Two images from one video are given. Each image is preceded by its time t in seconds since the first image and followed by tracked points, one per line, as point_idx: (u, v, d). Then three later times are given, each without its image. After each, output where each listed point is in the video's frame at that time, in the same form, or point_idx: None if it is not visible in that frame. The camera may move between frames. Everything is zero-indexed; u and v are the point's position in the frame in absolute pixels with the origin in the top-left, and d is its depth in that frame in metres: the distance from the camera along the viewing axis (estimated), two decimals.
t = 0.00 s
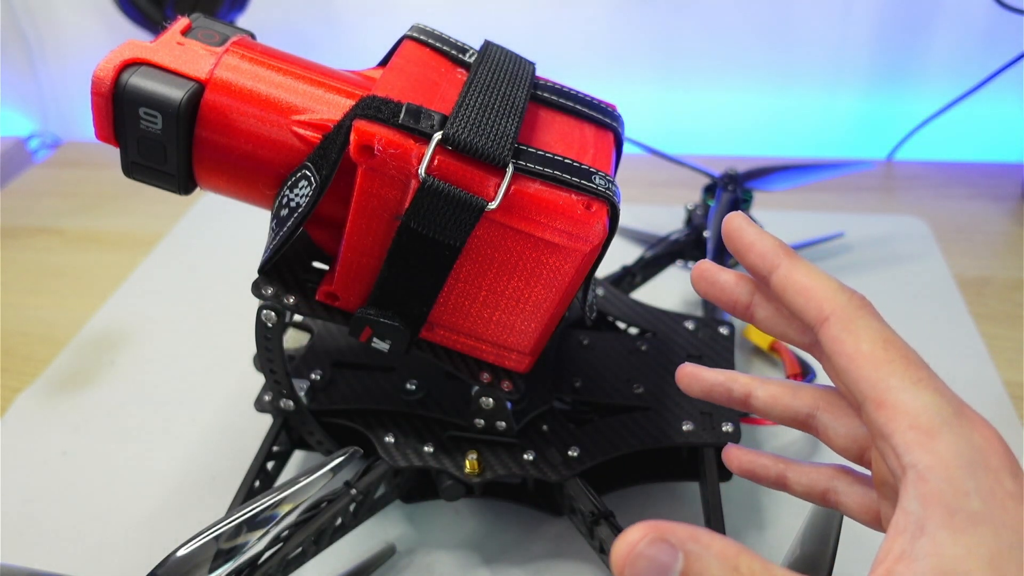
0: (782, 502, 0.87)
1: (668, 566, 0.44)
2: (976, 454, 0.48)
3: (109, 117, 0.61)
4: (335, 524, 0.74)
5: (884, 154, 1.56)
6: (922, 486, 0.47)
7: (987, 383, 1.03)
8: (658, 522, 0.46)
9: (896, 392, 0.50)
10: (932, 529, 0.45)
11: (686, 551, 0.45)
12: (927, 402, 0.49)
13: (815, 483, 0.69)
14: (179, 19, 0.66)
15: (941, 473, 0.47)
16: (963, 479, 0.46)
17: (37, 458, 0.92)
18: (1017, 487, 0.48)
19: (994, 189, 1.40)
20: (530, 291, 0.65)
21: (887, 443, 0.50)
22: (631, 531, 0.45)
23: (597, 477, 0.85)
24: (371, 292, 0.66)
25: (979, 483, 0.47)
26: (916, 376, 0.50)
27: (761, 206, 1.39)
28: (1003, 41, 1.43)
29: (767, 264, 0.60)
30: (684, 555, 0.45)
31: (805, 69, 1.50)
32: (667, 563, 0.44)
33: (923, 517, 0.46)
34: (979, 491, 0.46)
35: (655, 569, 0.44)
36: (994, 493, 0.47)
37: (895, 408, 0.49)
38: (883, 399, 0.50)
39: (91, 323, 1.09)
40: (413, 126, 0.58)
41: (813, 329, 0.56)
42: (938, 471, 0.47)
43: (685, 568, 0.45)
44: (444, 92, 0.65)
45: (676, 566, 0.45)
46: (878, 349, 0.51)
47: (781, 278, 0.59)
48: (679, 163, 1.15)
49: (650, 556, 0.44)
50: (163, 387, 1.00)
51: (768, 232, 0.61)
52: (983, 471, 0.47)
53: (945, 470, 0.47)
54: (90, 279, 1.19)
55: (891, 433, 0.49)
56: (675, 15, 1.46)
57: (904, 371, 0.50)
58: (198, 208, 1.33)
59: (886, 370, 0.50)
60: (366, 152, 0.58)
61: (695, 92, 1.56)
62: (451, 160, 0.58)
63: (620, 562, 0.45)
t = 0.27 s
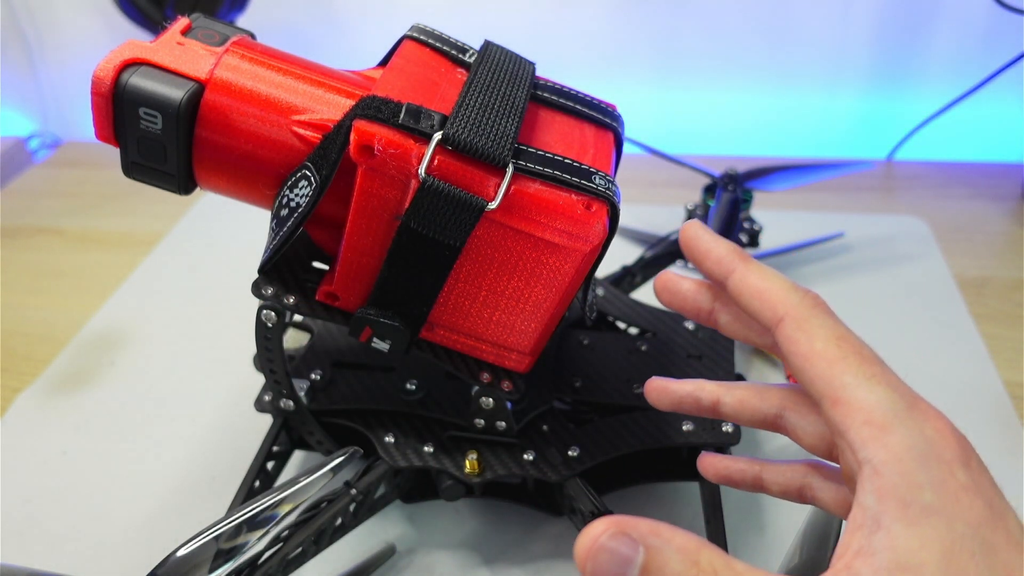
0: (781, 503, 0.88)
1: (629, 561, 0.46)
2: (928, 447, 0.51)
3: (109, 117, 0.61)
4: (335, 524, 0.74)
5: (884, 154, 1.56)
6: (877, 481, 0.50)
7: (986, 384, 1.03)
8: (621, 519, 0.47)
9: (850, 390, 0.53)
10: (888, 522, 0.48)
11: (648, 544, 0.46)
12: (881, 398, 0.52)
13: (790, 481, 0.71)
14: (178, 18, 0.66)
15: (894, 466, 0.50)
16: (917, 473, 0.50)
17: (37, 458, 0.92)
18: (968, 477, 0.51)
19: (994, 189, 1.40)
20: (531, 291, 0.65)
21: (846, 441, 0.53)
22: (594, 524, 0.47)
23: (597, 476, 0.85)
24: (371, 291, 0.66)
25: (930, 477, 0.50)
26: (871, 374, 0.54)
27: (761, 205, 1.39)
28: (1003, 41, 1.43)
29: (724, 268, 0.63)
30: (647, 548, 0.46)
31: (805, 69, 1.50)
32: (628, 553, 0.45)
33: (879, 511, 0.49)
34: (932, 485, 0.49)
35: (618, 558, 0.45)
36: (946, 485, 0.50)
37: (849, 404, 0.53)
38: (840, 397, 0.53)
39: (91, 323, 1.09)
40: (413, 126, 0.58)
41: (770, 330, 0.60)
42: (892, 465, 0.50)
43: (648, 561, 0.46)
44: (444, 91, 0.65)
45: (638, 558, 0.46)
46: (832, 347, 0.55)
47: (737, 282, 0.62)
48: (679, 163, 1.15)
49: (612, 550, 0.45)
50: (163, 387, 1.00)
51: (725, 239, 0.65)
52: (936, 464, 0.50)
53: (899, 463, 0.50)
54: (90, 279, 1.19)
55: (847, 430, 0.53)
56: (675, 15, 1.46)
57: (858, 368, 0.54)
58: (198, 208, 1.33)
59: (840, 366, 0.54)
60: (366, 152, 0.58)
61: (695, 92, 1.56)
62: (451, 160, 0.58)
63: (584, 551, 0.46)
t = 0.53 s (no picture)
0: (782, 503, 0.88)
1: None
2: (851, 478, 0.48)
3: (109, 117, 0.61)
4: (335, 524, 0.74)
5: (884, 155, 1.56)
6: (816, 526, 0.46)
7: (986, 384, 1.03)
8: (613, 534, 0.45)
9: (763, 436, 0.48)
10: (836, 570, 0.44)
11: None
12: (794, 434, 0.48)
13: (738, 498, 0.67)
14: (179, 18, 0.66)
15: (827, 505, 0.46)
16: (849, 508, 0.46)
17: (36, 458, 0.92)
18: (898, 504, 0.48)
19: (994, 189, 1.40)
20: (530, 291, 0.65)
21: (771, 488, 0.49)
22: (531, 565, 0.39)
23: (597, 477, 0.85)
24: (371, 291, 0.66)
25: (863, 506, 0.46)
26: (780, 411, 0.49)
27: (760, 205, 1.39)
28: (1003, 41, 1.43)
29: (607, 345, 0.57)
30: None
31: (805, 69, 1.50)
32: None
33: (825, 557, 0.45)
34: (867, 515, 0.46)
35: None
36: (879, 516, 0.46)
37: (767, 450, 0.48)
38: (754, 447, 0.49)
39: (90, 323, 1.09)
40: (413, 126, 0.58)
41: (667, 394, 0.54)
42: (825, 506, 0.46)
43: None
44: (444, 91, 0.65)
45: None
46: (733, 397, 0.50)
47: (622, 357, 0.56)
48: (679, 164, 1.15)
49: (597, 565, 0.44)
50: (162, 387, 1.00)
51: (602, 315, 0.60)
52: (865, 494, 0.47)
53: (831, 504, 0.46)
54: (89, 279, 1.19)
55: (771, 479, 0.48)
56: (675, 16, 1.46)
57: (763, 408, 0.49)
58: (198, 208, 1.33)
59: (747, 412, 0.49)
60: (367, 152, 0.58)
61: (695, 93, 1.56)
62: (451, 160, 0.58)
63: None
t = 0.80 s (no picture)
0: (781, 503, 0.88)
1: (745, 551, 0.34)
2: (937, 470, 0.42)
3: (109, 117, 0.61)
4: (335, 524, 0.74)
5: (884, 154, 1.56)
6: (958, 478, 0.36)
7: (986, 384, 1.03)
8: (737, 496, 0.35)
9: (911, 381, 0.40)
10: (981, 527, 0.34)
11: (776, 529, 0.34)
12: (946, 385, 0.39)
13: (789, 471, 0.59)
14: (179, 19, 0.66)
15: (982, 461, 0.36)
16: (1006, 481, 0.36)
17: (37, 458, 0.92)
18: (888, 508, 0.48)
19: (994, 189, 1.40)
20: (530, 291, 0.65)
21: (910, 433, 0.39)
22: (699, 501, 0.35)
23: (597, 477, 0.85)
24: (371, 291, 0.66)
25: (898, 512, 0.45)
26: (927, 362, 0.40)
27: (760, 205, 1.39)
28: (1003, 42, 1.43)
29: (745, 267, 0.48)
30: (771, 534, 0.34)
31: (805, 69, 1.50)
32: (749, 537, 0.34)
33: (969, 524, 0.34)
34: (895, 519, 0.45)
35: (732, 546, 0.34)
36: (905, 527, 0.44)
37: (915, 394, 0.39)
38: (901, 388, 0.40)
39: (90, 323, 1.09)
40: (413, 126, 0.58)
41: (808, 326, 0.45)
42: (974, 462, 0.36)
43: (774, 552, 0.34)
44: (444, 91, 0.65)
45: (762, 545, 0.34)
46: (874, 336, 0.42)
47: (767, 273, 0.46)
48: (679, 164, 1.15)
49: (724, 537, 0.34)
50: (162, 387, 1.00)
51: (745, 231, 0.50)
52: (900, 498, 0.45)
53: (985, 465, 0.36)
54: (90, 279, 1.19)
55: (913, 422, 0.39)
56: (675, 16, 1.46)
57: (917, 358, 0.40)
58: (198, 208, 1.33)
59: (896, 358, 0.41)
60: (367, 152, 0.58)
61: (695, 93, 1.56)
62: (451, 160, 0.58)
63: (689, 537, 0.35)
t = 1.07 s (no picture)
0: (781, 503, 0.88)
1: (832, 552, 0.42)
2: None
3: (109, 117, 0.61)
4: (335, 524, 0.74)
5: (884, 155, 1.56)
6: None
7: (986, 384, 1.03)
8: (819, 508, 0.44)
9: None
10: None
11: (854, 538, 0.43)
12: None
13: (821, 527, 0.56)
14: (179, 18, 0.66)
15: None
16: None
17: (37, 458, 0.92)
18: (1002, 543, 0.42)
19: (994, 189, 1.40)
20: (530, 291, 0.65)
21: None
22: (787, 510, 0.44)
23: (597, 477, 0.85)
24: (371, 292, 0.66)
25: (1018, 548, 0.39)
26: None
27: (761, 205, 1.39)
28: (1003, 42, 1.43)
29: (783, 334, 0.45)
30: (853, 542, 0.43)
31: (805, 69, 1.50)
32: (834, 543, 0.43)
33: None
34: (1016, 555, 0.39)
35: (821, 551, 0.42)
36: None
37: None
38: None
39: (91, 324, 1.09)
40: (413, 126, 0.58)
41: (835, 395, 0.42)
42: None
43: (852, 556, 0.43)
44: (444, 91, 0.65)
45: (844, 552, 0.43)
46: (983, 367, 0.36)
47: None
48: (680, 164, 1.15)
49: (811, 539, 0.42)
50: (163, 387, 1.00)
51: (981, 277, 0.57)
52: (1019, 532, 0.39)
53: None
54: (90, 279, 1.19)
55: None
56: (676, 16, 1.46)
57: None
58: (198, 208, 1.33)
59: None
60: (367, 152, 0.58)
61: (696, 93, 1.56)
62: (451, 160, 0.58)
63: (775, 541, 0.43)
